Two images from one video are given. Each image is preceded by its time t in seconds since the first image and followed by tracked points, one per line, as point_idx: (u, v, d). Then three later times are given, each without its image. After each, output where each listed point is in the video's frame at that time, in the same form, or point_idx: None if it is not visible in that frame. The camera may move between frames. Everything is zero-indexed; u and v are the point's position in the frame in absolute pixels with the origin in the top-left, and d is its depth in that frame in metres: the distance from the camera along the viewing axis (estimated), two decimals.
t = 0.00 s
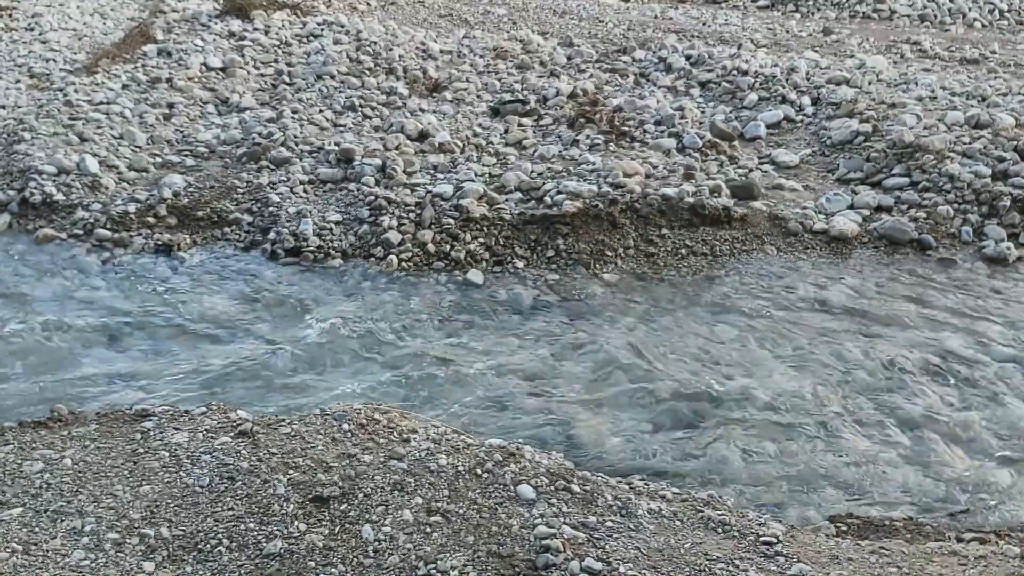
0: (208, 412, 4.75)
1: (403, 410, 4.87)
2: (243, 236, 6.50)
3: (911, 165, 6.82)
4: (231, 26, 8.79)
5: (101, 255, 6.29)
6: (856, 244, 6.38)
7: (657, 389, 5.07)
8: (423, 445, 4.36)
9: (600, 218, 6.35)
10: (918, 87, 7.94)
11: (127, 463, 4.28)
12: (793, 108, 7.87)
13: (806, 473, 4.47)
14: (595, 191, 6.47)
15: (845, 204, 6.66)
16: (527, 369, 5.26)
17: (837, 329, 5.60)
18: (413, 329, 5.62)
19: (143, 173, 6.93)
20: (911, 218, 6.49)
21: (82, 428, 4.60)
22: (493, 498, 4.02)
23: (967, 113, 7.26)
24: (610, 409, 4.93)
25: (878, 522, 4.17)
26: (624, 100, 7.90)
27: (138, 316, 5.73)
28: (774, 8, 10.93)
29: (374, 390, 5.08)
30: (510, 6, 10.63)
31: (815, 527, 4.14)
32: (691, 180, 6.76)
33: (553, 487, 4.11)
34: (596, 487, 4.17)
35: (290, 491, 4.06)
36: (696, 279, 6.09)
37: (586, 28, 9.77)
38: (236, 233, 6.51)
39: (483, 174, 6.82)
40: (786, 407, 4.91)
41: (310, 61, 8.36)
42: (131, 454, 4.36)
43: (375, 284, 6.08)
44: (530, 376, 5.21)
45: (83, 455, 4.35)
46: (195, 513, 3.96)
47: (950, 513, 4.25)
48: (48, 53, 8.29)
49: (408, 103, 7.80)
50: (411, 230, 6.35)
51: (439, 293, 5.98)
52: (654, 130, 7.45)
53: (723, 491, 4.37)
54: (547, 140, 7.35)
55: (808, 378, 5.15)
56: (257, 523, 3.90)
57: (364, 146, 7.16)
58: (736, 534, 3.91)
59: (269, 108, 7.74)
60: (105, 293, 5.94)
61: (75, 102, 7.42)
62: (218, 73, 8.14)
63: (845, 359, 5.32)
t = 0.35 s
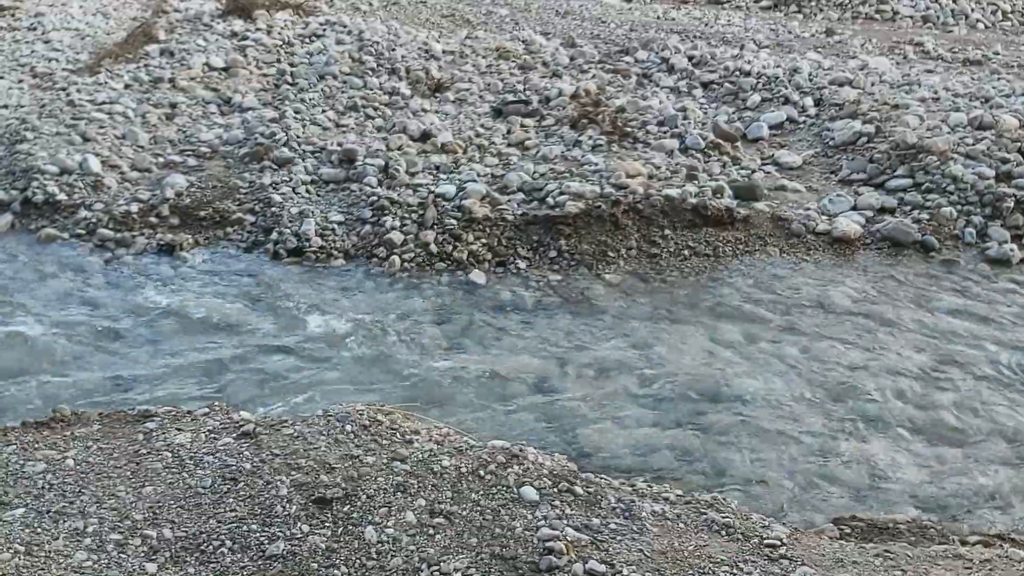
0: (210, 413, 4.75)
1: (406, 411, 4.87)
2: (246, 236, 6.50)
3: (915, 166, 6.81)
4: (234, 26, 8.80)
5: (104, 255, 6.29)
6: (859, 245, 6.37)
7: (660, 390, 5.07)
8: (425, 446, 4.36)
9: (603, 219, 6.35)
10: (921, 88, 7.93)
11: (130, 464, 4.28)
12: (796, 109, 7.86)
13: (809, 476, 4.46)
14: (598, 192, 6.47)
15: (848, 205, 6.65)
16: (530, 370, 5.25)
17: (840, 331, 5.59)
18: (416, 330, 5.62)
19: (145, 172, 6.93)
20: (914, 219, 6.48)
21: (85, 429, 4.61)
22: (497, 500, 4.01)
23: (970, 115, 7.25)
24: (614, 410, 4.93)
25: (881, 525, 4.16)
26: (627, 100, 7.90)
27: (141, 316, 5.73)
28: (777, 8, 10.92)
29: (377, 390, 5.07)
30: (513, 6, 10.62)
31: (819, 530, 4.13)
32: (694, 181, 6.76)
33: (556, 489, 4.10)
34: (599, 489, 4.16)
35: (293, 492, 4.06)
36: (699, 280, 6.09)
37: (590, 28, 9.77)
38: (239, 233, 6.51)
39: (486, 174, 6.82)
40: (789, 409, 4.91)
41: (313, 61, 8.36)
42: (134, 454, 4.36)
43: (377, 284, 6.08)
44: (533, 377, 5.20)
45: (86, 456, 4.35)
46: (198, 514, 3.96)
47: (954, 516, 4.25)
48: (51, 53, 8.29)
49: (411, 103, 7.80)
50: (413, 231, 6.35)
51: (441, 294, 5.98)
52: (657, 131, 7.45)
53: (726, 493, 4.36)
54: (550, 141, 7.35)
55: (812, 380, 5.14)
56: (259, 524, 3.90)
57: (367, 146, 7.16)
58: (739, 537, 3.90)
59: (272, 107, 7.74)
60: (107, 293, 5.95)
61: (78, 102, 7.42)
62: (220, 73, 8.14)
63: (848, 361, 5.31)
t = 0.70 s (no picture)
0: (209, 409, 4.75)
1: (406, 409, 4.87)
2: (246, 233, 6.49)
3: (916, 166, 6.81)
4: (235, 23, 8.80)
5: (103, 251, 6.29)
6: (860, 244, 6.37)
7: (660, 388, 5.07)
8: (425, 444, 4.36)
9: (604, 217, 6.35)
10: (922, 87, 7.93)
11: (129, 460, 4.28)
12: (797, 108, 7.86)
13: (809, 475, 4.45)
14: (599, 191, 6.47)
15: (849, 205, 6.65)
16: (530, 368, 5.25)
17: (840, 331, 5.59)
18: (416, 327, 5.61)
19: (145, 168, 6.93)
20: (915, 219, 6.48)
21: (84, 425, 4.61)
22: (496, 498, 4.01)
23: (972, 115, 7.25)
24: (612, 408, 4.92)
25: (881, 524, 4.16)
26: (628, 98, 7.90)
27: (141, 312, 5.73)
28: (779, 7, 10.91)
29: (377, 387, 5.07)
30: (514, 3, 10.62)
31: (819, 529, 4.13)
32: (695, 180, 6.75)
33: (556, 487, 4.10)
34: (598, 488, 4.16)
35: (292, 490, 4.06)
36: (699, 279, 6.09)
37: (591, 26, 9.76)
38: (239, 230, 6.51)
39: (487, 172, 6.82)
40: (789, 408, 4.90)
41: (314, 57, 8.36)
42: (134, 451, 4.36)
43: (377, 281, 6.07)
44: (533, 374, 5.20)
45: (84, 452, 4.35)
46: (197, 511, 3.96)
47: (954, 515, 4.24)
48: (52, 47, 8.28)
49: (412, 100, 7.80)
50: (414, 228, 6.35)
51: (442, 291, 5.97)
52: (658, 129, 7.45)
53: (725, 492, 4.36)
54: (551, 138, 7.35)
55: (812, 380, 5.14)
56: (258, 522, 3.90)
57: (368, 143, 7.16)
58: (739, 536, 3.89)
59: (272, 104, 7.74)
60: (107, 289, 5.94)
61: (78, 98, 7.42)
62: (221, 68, 8.13)
63: (849, 360, 5.31)
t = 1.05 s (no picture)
0: (196, 409, 4.73)
1: (394, 407, 4.86)
2: (234, 230, 6.48)
3: (903, 164, 6.84)
4: (223, 19, 8.77)
5: (90, 249, 6.26)
6: (848, 242, 6.39)
7: (649, 386, 5.07)
8: (413, 442, 4.36)
9: (593, 215, 6.35)
10: (910, 86, 7.96)
11: (115, 460, 4.26)
12: (786, 105, 7.88)
13: (797, 472, 4.47)
14: (588, 188, 6.47)
15: (837, 203, 6.67)
16: (520, 366, 5.25)
17: (828, 328, 5.61)
18: (405, 325, 5.61)
19: (132, 166, 6.90)
20: (902, 216, 6.50)
21: (69, 425, 4.59)
22: (484, 496, 4.01)
23: (959, 113, 7.28)
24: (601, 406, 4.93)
25: (868, 520, 4.18)
26: (617, 96, 7.90)
27: (128, 311, 5.71)
28: (768, 5, 10.94)
29: (365, 386, 5.06)
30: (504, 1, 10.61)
31: (806, 525, 4.14)
32: (684, 178, 6.77)
33: (544, 485, 4.10)
34: (586, 485, 4.16)
35: (279, 489, 4.05)
36: (688, 276, 6.10)
37: (581, 23, 9.76)
38: (227, 227, 6.49)
39: (476, 169, 6.81)
40: (778, 405, 4.92)
41: (302, 55, 8.34)
42: (119, 450, 4.35)
43: (366, 279, 6.07)
44: (523, 372, 5.20)
45: (70, 451, 4.33)
46: (183, 510, 3.95)
47: (940, 510, 4.26)
48: (38, 44, 8.23)
49: (401, 97, 7.79)
50: (403, 225, 6.34)
51: (431, 289, 5.97)
52: (647, 127, 7.46)
53: (713, 489, 4.37)
54: (541, 136, 7.35)
55: (800, 377, 5.15)
56: (245, 521, 3.89)
57: (357, 140, 7.14)
58: (726, 533, 3.90)
59: (261, 101, 7.72)
60: (94, 287, 5.92)
61: (65, 95, 7.38)
62: (209, 65, 8.10)
63: (837, 358, 5.33)
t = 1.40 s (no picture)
0: (156, 412, 4.68)
1: (360, 409, 4.83)
2: (197, 230, 6.42)
3: (866, 164, 6.92)
4: (187, 16, 8.68)
5: (49, 250, 6.18)
6: (812, 240, 6.46)
7: (613, 385, 5.09)
8: (377, 444, 4.34)
9: (561, 214, 6.37)
10: (873, 86, 8.06)
11: (72, 465, 4.21)
12: (752, 105, 7.95)
13: (761, 468, 4.50)
14: (556, 187, 6.49)
15: (801, 201, 6.74)
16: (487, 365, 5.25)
17: (792, 325, 5.66)
18: (371, 325, 5.59)
19: (93, 165, 6.81)
20: (865, 214, 6.58)
21: (25, 429, 4.52)
22: (449, 497, 4.00)
23: (920, 112, 7.38)
24: (566, 404, 4.94)
25: (830, 514, 4.22)
26: (585, 95, 7.93)
27: (88, 312, 5.63)
28: (734, 5, 11.02)
29: (330, 387, 5.03)
30: None
31: (770, 521, 4.18)
32: (650, 177, 6.80)
33: (509, 484, 4.10)
34: (552, 484, 4.17)
35: (241, 493, 4.02)
36: (655, 274, 6.13)
37: (549, 22, 9.78)
38: (190, 227, 6.43)
39: (444, 168, 6.80)
40: (743, 402, 4.95)
41: (268, 52, 8.28)
42: (76, 455, 4.29)
43: (332, 279, 6.04)
44: (490, 372, 5.20)
45: (25, 457, 4.27)
46: (142, 515, 3.90)
47: (900, 503, 4.32)
48: None
49: (368, 96, 7.76)
50: (369, 225, 6.31)
51: (398, 289, 5.95)
52: (615, 126, 7.49)
53: (679, 485, 4.39)
54: (509, 135, 7.35)
55: (765, 373, 5.20)
56: (205, 526, 3.85)
57: (324, 139, 7.10)
58: (690, 529, 3.92)
59: (225, 99, 7.65)
60: (53, 289, 5.84)
61: (24, 93, 7.26)
62: (173, 63, 8.01)
63: (800, 354, 5.38)
